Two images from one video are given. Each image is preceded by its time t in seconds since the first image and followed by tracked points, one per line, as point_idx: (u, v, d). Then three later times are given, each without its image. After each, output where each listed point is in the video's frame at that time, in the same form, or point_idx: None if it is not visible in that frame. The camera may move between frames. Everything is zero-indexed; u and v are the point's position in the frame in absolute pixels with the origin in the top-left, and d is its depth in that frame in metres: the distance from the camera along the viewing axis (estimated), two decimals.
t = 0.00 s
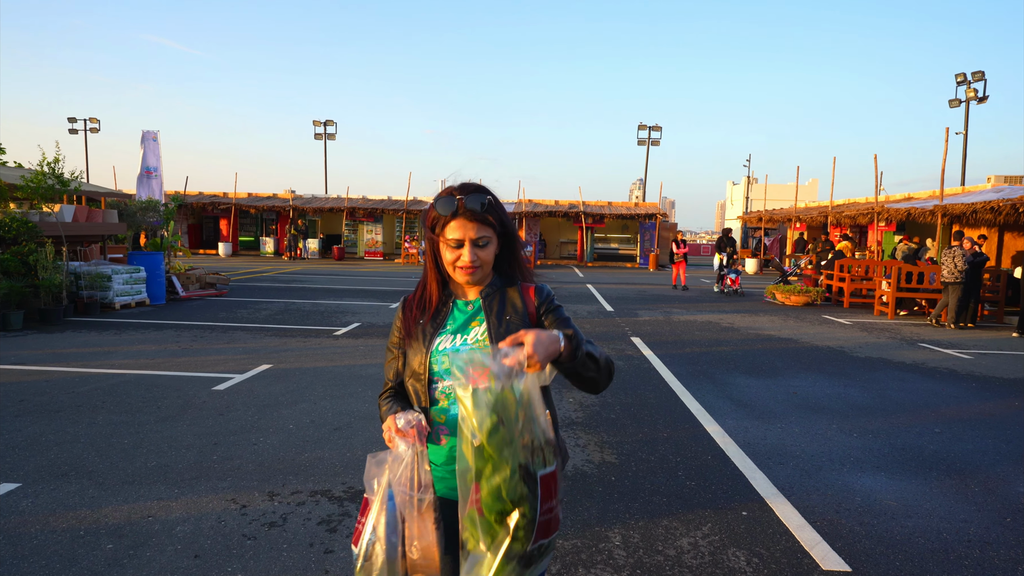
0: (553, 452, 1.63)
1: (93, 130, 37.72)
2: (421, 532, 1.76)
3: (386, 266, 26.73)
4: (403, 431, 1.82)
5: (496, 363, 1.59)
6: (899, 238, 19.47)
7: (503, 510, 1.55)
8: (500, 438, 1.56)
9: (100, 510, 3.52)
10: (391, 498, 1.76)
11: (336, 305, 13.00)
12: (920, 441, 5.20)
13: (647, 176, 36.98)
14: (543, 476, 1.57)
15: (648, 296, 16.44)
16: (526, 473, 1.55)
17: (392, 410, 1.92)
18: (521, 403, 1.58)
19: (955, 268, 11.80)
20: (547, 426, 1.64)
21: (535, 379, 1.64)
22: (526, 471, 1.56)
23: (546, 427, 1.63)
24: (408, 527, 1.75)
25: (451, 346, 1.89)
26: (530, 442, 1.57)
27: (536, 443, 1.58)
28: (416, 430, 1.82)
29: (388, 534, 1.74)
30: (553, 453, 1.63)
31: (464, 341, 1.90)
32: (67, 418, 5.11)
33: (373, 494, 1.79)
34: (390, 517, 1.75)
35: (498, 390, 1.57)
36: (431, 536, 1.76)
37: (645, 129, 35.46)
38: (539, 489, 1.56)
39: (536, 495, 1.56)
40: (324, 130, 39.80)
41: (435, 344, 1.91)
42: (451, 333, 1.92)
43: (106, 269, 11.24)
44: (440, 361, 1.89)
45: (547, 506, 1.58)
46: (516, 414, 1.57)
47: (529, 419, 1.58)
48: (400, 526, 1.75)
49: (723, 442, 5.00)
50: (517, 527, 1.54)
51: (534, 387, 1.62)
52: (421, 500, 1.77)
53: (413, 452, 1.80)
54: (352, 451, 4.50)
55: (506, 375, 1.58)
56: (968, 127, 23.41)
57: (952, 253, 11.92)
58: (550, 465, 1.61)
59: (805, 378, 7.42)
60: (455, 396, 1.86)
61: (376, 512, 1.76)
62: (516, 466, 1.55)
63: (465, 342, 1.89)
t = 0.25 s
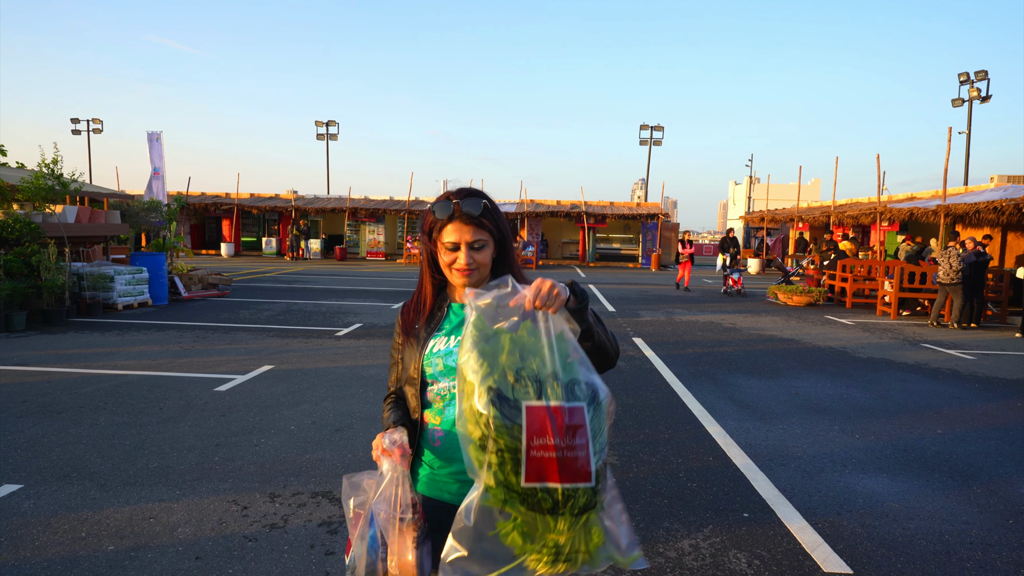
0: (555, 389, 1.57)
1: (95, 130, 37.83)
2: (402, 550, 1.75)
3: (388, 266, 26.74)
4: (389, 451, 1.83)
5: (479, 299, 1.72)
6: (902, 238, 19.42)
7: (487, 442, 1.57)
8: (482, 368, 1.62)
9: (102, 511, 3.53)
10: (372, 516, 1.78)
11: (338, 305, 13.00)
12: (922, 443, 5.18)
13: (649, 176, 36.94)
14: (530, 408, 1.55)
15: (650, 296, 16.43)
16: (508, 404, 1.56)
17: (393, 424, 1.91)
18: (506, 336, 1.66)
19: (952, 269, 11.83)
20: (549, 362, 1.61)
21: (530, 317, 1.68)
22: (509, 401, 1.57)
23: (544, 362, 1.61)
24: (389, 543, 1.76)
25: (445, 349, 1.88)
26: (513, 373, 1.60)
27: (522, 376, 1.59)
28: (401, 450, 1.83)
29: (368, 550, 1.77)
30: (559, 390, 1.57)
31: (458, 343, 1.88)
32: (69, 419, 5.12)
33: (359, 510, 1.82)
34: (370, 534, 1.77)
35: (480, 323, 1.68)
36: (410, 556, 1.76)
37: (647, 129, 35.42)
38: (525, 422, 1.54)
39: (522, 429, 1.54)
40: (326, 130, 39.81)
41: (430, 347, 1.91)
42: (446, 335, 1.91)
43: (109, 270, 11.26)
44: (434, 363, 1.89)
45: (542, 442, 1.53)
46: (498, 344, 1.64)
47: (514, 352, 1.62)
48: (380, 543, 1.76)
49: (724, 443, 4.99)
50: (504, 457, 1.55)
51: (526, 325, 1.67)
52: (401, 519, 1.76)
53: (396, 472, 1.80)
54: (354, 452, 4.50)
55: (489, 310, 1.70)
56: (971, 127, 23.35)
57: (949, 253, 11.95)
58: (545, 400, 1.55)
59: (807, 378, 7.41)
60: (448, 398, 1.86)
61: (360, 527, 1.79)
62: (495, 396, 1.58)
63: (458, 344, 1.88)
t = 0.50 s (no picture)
0: (546, 375, 1.67)
1: (97, 131, 37.88)
2: (405, 559, 1.77)
3: (389, 267, 26.74)
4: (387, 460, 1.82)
5: (497, 286, 1.84)
6: (904, 239, 19.40)
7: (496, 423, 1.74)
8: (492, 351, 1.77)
9: (102, 512, 3.53)
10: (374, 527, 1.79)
11: (339, 306, 13.00)
12: (924, 445, 5.16)
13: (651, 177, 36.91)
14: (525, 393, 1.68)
15: (651, 297, 16.41)
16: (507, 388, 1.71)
17: (393, 430, 1.92)
18: (517, 321, 1.76)
19: (947, 269, 11.86)
20: (546, 347, 1.71)
21: (540, 301, 1.77)
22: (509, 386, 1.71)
23: (539, 348, 1.70)
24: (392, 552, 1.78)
25: (445, 351, 1.88)
26: (514, 359, 1.72)
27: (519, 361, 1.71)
28: (397, 460, 1.80)
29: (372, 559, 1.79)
30: (551, 377, 1.67)
31: (459, 345, 1.87)
32: (70, 419, 5.13)
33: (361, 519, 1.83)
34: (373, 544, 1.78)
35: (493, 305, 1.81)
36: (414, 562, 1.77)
37: (648, 130, 35.40)
38: (521, 406, 1.68)
39: (519, 413, 1.69)
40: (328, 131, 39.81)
41: (432, 350, 1.91)
42: (447, 338, 1.90)
43: (110, 271, 11.27)
44: (436, 366, 1.89)
45: (536, 425, 1.67)
46: (504, 330, 1.76)
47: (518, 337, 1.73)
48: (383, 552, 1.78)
49: (725, 446, 4.98)
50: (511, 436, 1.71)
51: (536, 310, 1.76)
52: (402, 529, 1.77)
53: (393, 483, 1.79)
54: (354, 453, 4.50)
55: (504, 296, 1.80)
56: (973, 128, 23.32)
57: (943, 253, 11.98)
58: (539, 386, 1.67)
59: (809, 380, 7.40)
60: (449, 401, 1.86)
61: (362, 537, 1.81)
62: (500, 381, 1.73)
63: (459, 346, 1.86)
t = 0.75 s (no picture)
0: (566, 388, 1.67)
1: (98, 128, 37.92)
2: (411, 564, 1.75)
3: (390, 264, 26.72)
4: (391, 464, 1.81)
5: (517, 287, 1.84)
6: (905, 237, 19.36)
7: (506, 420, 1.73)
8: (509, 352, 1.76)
9: (105, 512, 3.53)
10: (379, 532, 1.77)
11: (340, 303, 13.00)
12: (926, 444, 5.16)
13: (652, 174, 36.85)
14: (540, 400, 1.68)
15: (653, 295, 16.39)
16: (525, 394, 1.70)
17: (396, 434, 1.92)
18: (539, 327, 1.77)
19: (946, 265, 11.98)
20: (567, 359, 1.70)
21: (564, 311, 1.78)
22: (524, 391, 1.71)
23: (562, 360, 1.70)
24: (397, 558, 1.76)
25: (450, 356, 1.88)
26: (533, 367, 1.71)
27: (539, 370, 1.70)
28: (402, 464, 1.80)
29: (377, 565, 1.77)
30: (571, 390, 1.66)
31: (464, 351, 1.87)
32: (72, 418, 5.13)
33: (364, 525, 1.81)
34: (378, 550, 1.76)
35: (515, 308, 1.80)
36: (420, 567, 1.76)
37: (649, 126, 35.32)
38: (536, 412, 1.68)
39: (532, 418, 1.69)
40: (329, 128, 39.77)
41: (436, 354, 1.90)
42: (452, 342, 1.90)
43: (111, 268, 11.28)
44: (440, 371, 1.89)
45: (548, 433, 1.67)
46: (525, 335, 1.76)
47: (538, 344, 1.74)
48: (389, 559, 1.76)
49: (727, 445, 4.98)
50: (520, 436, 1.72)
51: (558, 318, 1.78)
52: (407, 533, 1.76)
53: (398, 485, 1.78)
54: (356, 452, 4.50)
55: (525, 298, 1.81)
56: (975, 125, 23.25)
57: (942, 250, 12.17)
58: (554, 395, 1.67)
59: (811, 378, 7.39)
60: (454, 406, 1.87)
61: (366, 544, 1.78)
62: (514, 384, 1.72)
63: (465, 351, 1.87)
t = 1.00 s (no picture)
0: (559, 376, 1.70)
1: (100, 122, 37.93)
2: (414, 563, 1.75)
3: (391, 259, 26.71)
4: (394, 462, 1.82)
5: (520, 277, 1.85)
6: (908, 232, 19.30)
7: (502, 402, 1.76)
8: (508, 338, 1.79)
9: (107, 506, 3.53)
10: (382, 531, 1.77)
11: (342, 298, 13.00)
12: (928, 440, 5.15)
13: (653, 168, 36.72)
14: (534, 386, 1.71)
15: (654, 290, 16.37)
16: (520, 378, 1.73)
17: (396, 433, 1.91)
18: (539, 315, 1.78)
19: (948, 260, 12.06)
20: (564, 349, 1.72)
21: (565, 302, 1.80)
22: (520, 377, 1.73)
23: (557, 350, 1.72)
24: (400, 557, 1.75)
25: (455, 355, 1.87)
26: (529, 353, 1.73)
27: (535, 357, 1.73)
28: (404, 462, 1.81)
29: (380, 562, 1.76)
30: (564, 378, 1.69)
31: (469, 349, 1.86)
32: (74, 412, 5.14)
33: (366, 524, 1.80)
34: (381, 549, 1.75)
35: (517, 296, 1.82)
36: (423, 566, 1.75)
37: (652, 121, 35.21)
38: (529, 397, 1.71)
39: (527, 403, 1.72)
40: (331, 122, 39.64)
41: (440, 352, 1.89)
42: (455, 341, 1.89)
43: (113, 262, 11.28)
44: (444, 370, 1.88)
45: (540, 418, 1.70)
46: (525, 322, 1.78)
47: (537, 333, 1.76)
48: (392, 557, 1.76)
49: (729, 440, 4.98)
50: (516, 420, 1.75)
51: (559, 309, 1.80)
52: (410, 532, 1.75)
53: (401, 484, 1.79)
54: (358, 447, 4.50)
55: (527, 287, 1.82)
56: (979, 119, 23.15)
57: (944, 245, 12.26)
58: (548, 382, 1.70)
59: (812, 374, 7.38)
60: (458, 406, 1.86)
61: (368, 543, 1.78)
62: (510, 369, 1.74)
63: (469, 350, 1.86)
